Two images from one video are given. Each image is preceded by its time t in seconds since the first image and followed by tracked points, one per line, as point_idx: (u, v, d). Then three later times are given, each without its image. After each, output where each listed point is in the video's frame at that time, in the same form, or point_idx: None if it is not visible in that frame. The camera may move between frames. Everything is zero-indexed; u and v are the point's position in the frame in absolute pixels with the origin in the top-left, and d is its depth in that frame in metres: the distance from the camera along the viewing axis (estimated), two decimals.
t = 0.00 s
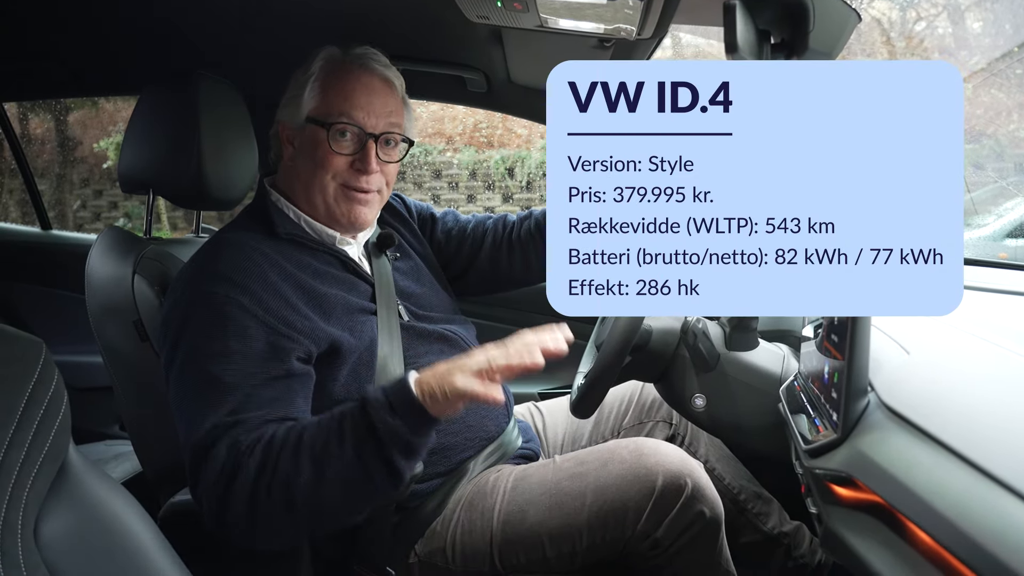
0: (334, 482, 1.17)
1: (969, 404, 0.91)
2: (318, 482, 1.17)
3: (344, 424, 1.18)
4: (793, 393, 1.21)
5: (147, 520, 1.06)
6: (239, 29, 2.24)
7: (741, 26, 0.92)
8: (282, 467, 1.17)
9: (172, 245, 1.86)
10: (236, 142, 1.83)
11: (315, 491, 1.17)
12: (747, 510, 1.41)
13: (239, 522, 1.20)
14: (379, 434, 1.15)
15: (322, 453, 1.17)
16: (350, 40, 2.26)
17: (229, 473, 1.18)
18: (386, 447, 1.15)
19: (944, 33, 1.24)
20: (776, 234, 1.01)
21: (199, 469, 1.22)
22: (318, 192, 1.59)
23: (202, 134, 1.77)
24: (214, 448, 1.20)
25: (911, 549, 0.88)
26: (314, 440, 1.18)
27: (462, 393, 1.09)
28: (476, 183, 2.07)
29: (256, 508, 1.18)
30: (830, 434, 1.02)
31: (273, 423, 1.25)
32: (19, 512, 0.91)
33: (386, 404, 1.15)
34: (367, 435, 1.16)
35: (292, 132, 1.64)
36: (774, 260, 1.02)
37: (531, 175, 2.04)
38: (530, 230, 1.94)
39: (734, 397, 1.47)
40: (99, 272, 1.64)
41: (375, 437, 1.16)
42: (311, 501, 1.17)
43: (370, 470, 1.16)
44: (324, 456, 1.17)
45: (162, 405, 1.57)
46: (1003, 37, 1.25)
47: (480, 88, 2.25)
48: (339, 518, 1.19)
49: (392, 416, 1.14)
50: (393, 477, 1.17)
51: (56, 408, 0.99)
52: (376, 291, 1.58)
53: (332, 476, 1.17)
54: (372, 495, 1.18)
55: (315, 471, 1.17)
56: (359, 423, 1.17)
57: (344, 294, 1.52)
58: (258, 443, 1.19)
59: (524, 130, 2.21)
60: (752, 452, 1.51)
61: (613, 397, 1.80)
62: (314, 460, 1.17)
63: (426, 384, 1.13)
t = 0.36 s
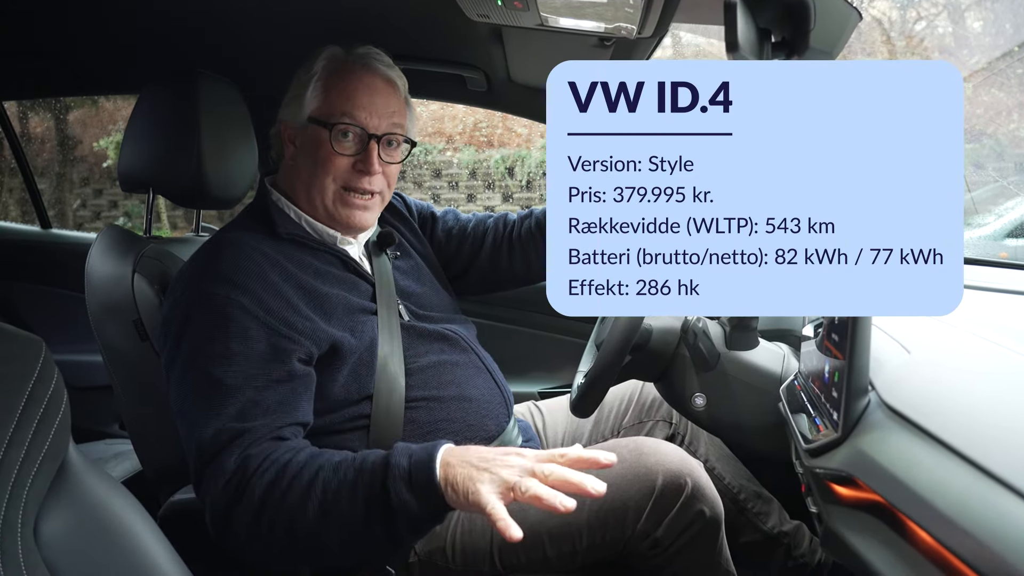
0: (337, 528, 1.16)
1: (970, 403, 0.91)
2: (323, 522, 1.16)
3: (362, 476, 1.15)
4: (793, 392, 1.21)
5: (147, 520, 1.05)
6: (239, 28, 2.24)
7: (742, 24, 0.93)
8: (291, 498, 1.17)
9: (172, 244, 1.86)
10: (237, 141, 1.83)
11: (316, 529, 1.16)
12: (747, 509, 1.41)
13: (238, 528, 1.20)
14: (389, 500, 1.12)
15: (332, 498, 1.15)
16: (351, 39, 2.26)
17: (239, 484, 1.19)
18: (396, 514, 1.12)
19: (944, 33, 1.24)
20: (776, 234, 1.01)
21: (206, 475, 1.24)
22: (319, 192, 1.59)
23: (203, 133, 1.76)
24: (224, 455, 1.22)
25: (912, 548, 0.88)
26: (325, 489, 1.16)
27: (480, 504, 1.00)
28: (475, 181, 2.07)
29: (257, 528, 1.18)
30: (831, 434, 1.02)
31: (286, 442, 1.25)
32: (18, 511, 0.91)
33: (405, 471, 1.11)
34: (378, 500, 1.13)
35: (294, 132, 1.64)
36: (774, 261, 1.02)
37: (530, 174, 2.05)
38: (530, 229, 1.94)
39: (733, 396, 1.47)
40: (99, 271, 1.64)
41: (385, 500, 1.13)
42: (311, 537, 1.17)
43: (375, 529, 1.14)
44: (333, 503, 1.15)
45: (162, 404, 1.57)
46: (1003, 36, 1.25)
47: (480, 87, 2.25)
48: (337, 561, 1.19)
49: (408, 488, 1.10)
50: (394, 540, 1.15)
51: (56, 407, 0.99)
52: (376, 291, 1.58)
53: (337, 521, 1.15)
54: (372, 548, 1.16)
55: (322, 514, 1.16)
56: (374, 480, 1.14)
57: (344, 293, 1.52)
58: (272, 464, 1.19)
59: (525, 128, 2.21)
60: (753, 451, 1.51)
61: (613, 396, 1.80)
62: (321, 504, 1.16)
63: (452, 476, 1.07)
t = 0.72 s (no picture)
0: (337, 521, 1.16)
1: (971, 403, 0.90)
2: (323, 516, 1.16)
3: (359, 470, 1.15)
4: (793, 391, 1.21)
5: (147, 518, 1.05)
6: (239, 27, 2.24)
7: (743, 24, 0.92)
8: (290, 492, 1.16)
9: (172, 242, 1.86)
10: (237, 140, 1.83)
11: (316, 522, 1.16)
12: (747, 508, 1.41)
13: (236, 525, 1.20)
14: (388, 491, 1.12)
15: (331, 490, 1.16)
16: (351, 38, 2.26)
17: (237, 481, 1.19)
18: (395, 504, 1.12)
19: (944, 33, 1.25)
20: (776, 234, 1.01)
21: (205, 472, 1.23)
22: (318, 190, 1.59)
23: (202, 131, 1.76)
24: (224, 451, 1.21)
25: (912, 548, 0.88)
26: (324, 482, 1.16)
27: (479, 489, 0.99)
28: (475, 181, 2.06)
29: (257, 523, 1.18)
30: (830, 433, 1.02)
31: (285, 438, 1.25)
32: (18, 509, 0.91)
33: (403, 461, 1.12)
34: (377, 490, 1.14)
35: (294, 130, 1.64)
36: (774, 261, 1.02)
37: (530, 172, 2.05)
38: (530, 228, 1.94)
39: (733, 396, 1.47)
40: (99, 269, 1.64)
41: (385, 492, 1.13)
42: (310, 530, 1.17)
43: (375, 520, 1.15)
44: (332, 496, 1.15)
45: (161, 402, 1.57)
46: (1003, 36, 1.23)
47: (480, 86, 2.24)
48: (335, 554, 1.19)
49: (407, 478, 1.11)
50: (394, 533, 1.15)
51: (55, 405, 0.99)
52: (376, 289, 1.58)
53: (336, 515, 1.15)
54: (372, 541, 1.17)
55: (321, 507, 1.16)
56: (374, 472, 1.14)
57: (343, 292, 1.52)
58: (271, 459, 1.19)
59: (525, 128, 2.22)
60: (752, 451, 1.51)
61: (613, 396, 1.80)
62: (320, 498, 1.16)
63: (450, 463, 1.07)
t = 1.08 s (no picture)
0: (322, 479, 1.15)
1: (971, 403, 0.90)
2: (307, 475, 1.15)
3: (332, 420, 1.15)
4: (793, 390, 1.21)
5: (147, 517, 1.05)
6: (240, 26, 2.25)
7: (743, 22, 0.92)
8: (272, 458, 1.16)
9: (171, 240, 1.86)
10: (237, 138, 1.83)
11: (301, 479, 1.15)
12: (746, 508, 1.42)
13: (229, 509, 1.18)
14: (361, 421, 1.13)
15: (310, 441, 1.15)
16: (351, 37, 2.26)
17: (220, 463, 1.18)
18: (372, 438, 1.12)
19: (944, 32, 1.24)
20: (776, 234, 1.01)
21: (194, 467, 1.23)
22: (314, 187, 1.59)
23: (202, 129, 1.76)
24: (206, 441, 1.21)
25: (912, 547, 0.88)
26: (301, 435, 1.17)
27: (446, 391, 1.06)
28: (475, 180, 2.06)
29: (246, 500, 1.17)
30: (829, 432, 1.02)
31: (268, 420, 1.24)
32: (17, 507, 0.91)
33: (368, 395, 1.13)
34: (351, 426, 1.14)
35: (288, 128, 1.63)
36: (774, 261, 1.02)
37: (530, 172, 2.05)
38: (530, 227, 1.94)
39: (733, 395, 1.47)
40: (99, 267, 1.64)
41: (359, 426, 1.13)
42: (299, 492, 1.16)
43: (359, 461, 1.14)
44: (310, 447, 1.15)
45: (161, 401, 1.57)
46: (1003, 36, 1.24)
47: (480, 84, 2.24)
48: (327, 519, 1.18)
49: (376, 406, 1.12)
50: (382, 472, 1.14)
51: (55, 403, 0.99)
52: (375, 288, 1.58)
53: (319, 464, 1.15)
54: (360, 492, 1.16)
55: (303, 460, 1.15)
56: (345, 414, 1.15)
57: (342, 290, 1.52)
58: (250, 435, 1.19)
59: (525, 127, 2.21)
60: (751, 450, 1.51)
61: (612, 397, 1.79)
62: (302, 452, 1.16)
63: (416, 384, 1.10)
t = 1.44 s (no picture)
0: (341, 512, 1.17)
1: (971, 402, 0.90)
2: (328, 505, 1.17)
3: (363, 454, 1.17)
4: (793, 389, 1.21)
5: (145, 515, 1.05)
6: (240, 25, 2.25)
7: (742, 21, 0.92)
8: (294, 482, 1.17)
9: (171, 239, 1.86)
10: (237, 137, 1.83)
11: (320, 510, 1.17)
12: (746, 507, 1.42)
13: (241, 518, 1.20)
14: (392, 475, 1.13)
15: (335, 477, 1.16)
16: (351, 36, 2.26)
17: (241, 471, 1.19)
18: (401, 490, 1.13)
19: (944, 32, 1.24)
20: (776, 234, 1.01)
21: (206, 465, 1.23)
22: (314, 182, 1.59)
23: (202, 128, 1.76)
24: (224, 445, 1.21)
25: (911, 547, 0.88)
26: (327, 472, 1.17)
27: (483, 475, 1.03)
28: (475, 179, 2.06)
29: (261, 517, 1.19)
30: (829, 430, 1.02)
31: (286, 430, 1.24)
32: (17, 505, 0.91)
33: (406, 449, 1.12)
34: (381, 474, 1.14)
35: (285, 126, 1.63)
36: (774, 261, 1.02)
37: (530, 171, 2.05)
38: (529, 227, 1.94)
39: (733, 395, 1.47)
40: (98, 266, 1.63)
41: (390, 478, 1.13)
42: (316, 520, 1.18)
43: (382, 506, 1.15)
44: (336, 485, 1.16)
45: (160, 399, 1.57)
46: (1004, 35, 1.24)
47: (480, 83, 2.24)
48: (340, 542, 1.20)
49: (412, 464, 1.12)
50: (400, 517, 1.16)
51: (55, 401, 0.99)
52: (375, 286, 1.58)
53: (342, 499, 1.16)
54: (377, 527, 1.18)
55: (326, 492, 1.17)
56: (378, 461, 1.15)
57: (341, 288, 1.52)
58: (273, 449, 1.19)
59: (524, 126, 2.22)
60: (750, 449, 1.51)
61: (611, 395, 1.79)
62: (325, 486, 1.17)
63: (456, 449, 1.08)
